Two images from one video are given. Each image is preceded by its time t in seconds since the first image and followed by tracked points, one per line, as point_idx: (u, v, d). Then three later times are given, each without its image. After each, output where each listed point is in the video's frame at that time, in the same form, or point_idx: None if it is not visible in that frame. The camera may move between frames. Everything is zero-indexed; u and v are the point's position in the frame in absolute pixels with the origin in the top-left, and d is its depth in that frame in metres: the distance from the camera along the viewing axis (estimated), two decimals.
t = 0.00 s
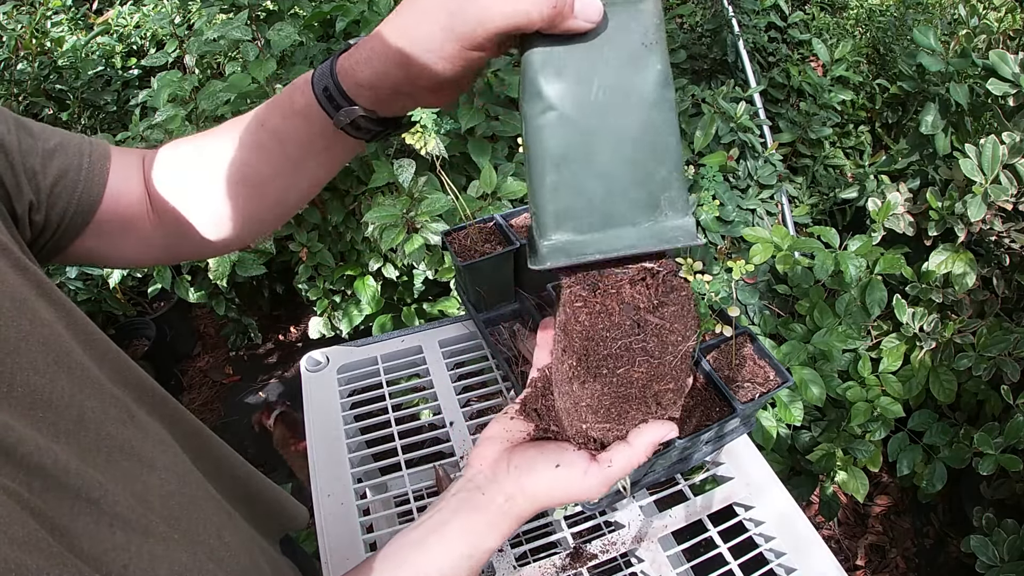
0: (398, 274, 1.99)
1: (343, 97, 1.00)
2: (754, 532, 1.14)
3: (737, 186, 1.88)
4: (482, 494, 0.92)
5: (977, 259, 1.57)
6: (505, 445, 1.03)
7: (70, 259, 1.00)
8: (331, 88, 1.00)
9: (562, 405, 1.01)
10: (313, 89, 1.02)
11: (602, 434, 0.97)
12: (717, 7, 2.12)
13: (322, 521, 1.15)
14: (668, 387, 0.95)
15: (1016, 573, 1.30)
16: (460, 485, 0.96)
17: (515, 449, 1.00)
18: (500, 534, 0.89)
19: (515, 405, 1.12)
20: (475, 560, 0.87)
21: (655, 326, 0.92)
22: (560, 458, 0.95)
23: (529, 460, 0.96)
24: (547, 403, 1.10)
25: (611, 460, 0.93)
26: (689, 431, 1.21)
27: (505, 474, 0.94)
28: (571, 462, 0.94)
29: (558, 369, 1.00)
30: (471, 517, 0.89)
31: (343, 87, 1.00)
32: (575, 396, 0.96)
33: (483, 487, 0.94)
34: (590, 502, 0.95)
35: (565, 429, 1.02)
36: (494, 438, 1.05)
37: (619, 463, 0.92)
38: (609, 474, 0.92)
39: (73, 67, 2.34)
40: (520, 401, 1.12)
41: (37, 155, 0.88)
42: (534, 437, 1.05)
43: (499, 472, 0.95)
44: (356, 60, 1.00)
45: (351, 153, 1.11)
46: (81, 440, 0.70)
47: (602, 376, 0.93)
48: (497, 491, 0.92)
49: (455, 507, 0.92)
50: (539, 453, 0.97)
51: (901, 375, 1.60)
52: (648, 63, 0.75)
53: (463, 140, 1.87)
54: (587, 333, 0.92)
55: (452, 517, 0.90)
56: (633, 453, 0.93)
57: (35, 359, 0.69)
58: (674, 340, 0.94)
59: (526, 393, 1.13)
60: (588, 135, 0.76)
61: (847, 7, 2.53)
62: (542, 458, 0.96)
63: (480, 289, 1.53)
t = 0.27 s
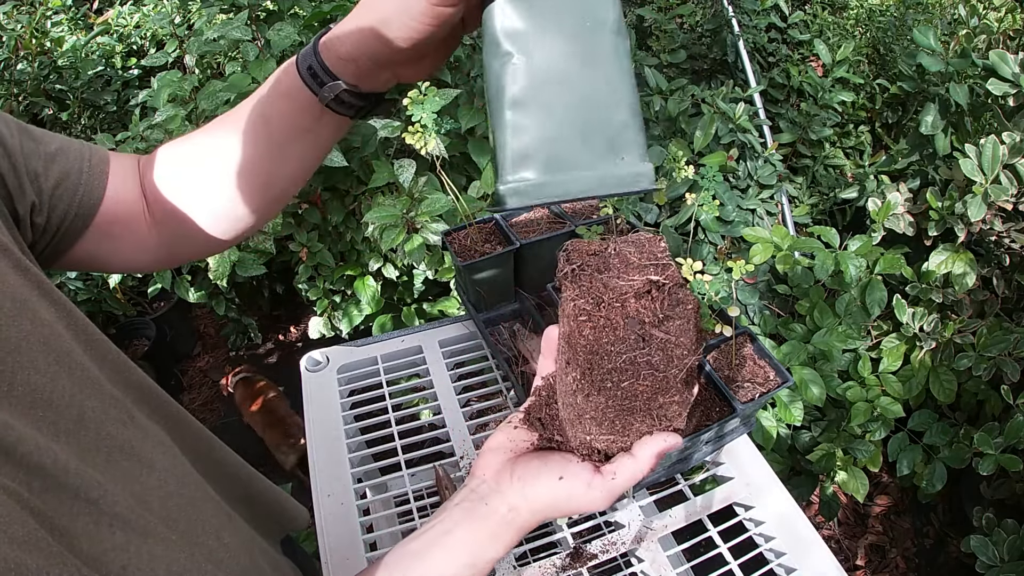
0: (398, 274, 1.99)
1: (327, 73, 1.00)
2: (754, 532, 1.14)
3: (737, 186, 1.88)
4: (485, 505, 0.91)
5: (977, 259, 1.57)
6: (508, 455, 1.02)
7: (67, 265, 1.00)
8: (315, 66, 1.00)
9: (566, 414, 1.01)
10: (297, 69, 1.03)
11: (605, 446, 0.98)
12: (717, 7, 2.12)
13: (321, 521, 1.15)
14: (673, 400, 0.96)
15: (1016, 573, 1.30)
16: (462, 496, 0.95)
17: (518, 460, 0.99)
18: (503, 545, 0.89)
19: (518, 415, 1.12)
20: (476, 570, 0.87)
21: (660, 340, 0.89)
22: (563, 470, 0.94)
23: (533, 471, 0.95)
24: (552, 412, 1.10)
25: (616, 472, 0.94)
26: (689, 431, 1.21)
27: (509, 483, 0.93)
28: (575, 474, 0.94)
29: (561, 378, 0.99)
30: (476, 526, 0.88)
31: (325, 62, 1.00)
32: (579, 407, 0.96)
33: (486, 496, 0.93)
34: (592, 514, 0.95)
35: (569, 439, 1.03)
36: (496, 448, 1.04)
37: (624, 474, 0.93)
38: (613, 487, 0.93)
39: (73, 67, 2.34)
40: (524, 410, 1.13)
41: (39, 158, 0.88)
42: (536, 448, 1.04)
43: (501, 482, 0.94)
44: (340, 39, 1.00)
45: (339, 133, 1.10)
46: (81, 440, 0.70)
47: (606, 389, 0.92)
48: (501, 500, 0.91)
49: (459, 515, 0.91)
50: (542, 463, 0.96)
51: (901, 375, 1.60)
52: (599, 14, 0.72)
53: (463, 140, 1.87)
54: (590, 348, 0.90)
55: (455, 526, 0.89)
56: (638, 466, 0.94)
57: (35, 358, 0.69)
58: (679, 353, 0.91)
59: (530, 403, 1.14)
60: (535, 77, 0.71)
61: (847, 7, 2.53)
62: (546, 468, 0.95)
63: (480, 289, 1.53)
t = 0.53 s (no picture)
0: (398, 274, 1.99)
1: (322, 95, 0.99)
2: (754, 532, 1.14)
3: (737, 186, 1.88)
4: (493, 523, 0.92)
5: (977, 259, 1.57)
6: (515, 472, 1.03)
7: (64, 271, 0.98)
8: (310, 87, 0.99)
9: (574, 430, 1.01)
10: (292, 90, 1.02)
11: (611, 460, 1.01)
12: (717, 7, 2.12)
13: (321, 521, 1.15)
14: (683, 421, 0.98)
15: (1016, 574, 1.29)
16: (469, 511, 0.95)
17: (526, 478, 1.01)
18: (512, 563, 0.91)
19: (525, 428, 1.12)
20: None
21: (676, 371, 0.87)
22: (572, 492, 0.97)
23: (542, 492, 0.97)
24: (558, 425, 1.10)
25: (627, 493, 0.97)
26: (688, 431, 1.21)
27: (518, 501, 0.95)
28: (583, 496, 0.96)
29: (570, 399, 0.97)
30: (484, 543, 0.89)
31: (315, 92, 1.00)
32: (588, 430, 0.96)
33: (495, 513, 0.94)
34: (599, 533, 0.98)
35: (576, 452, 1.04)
36: (503, 464, 1.05)
37: (631, 492, 0.97)
38: (623, 508, 0.96)
39: (73, 67, 2.34)
40: (530, 424, 1.13)
41: (43, 167, 0.89)
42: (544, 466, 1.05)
43: (509, 501, 0.95)
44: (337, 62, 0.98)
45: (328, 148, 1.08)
46: (82, 440, 0.70)
47: (618, 416, 0.91)
48: (510, 519, 0.93)
49: (466, 530, 0.91)
50: (551, 482, 0.99)
51: (901, 375, 1.60)
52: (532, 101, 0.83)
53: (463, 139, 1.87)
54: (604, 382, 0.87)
55: (462, 542, 0.89)
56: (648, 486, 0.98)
57: (38, 358, 0.69)
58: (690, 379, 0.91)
59: (537, 415, 1.14)
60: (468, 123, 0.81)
61: (847, 7, 2.53)
62: (555, 489, 0.97)
63: (480, 289, 1.53)
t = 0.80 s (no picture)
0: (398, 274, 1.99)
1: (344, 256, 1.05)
2: (754, 532, 1.14)
3: (737, 186, 1.88)
4: (514, 546, 0.92)
5: (977, 259, 1.57)
6: (533, 493, 1.02)
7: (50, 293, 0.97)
8: (338, 247, 1.05)
9: (591, 455, 1.01)
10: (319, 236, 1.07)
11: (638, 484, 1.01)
12: (717, 7, 2.12)
13: (321, 521, 1.15)
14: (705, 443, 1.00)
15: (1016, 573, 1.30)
16: (489, 531, 0.95)
17: (547, 500, 1.02)
18: None
19: (537, 445, 1.10)
20: None
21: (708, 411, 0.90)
22: (597, 515, 0.99)
23: (564, 517, 0.99)
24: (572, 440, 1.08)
25: (651, 514, 1.01)
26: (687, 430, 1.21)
27: (541, 526, 0.97)
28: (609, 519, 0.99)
29: (590, 430, 0.98)
30: (508, 567, 0.89)
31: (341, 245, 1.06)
32: (615, 460, 0.96)
33: (516, 536, 0.94)
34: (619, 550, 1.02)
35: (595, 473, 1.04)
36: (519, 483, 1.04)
37: (657, 512, 1.02)
38: (646, 528, 1.01)
39: (72, 67, 2.34)
40: (543, 440, 1.10)
41: (40, 192, 0.87)
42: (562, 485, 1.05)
43: (531, 525, 0.96)
44: (371, 245, 1.03)
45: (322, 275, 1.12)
46: (87, 434, 0.70)
47: (645, 449, 0.93)
48: (534, 544, 0.94)
49: (489, 552, 0.91)
50: (572, 505, 1.01)
51: (901, 375, 1.60)
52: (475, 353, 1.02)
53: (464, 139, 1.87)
54: (643, 423, 0.91)
55: (484, 563, 0.89)
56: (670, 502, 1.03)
57: (45, 351, 0.70)
58: (728, 416, 0.96)
59: (549, 430, 1.12)
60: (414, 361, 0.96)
61: (847, 7, 2.53)
62: (577, 513, 1.00)
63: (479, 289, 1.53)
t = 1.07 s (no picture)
0: (398, 274, 1.99)
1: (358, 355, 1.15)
2: (754, 532, 1.14)
3: (737, 186, 1.88)
4: (525, 550, 0.92)
5: (977, 259, 1.57)
6: (540, 496, 1.02)
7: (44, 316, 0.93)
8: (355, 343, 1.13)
9: (598, 459, 1.01)
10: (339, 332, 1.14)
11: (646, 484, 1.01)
12: (717, 7, 2.12)
13: (321, 522, 1.15)
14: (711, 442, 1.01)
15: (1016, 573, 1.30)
16: (497, 535, 0.94)
17: (555, 502, 1.02)
18: None
19: (542, 448, 1.09)
20: None
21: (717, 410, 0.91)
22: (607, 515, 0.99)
23: (574, 518, 0.99)
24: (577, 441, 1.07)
25: (659, 508, 1.02)
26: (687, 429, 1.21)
27: (551, 529, 0.97)
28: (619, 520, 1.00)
29: (596, 436, 0.98)
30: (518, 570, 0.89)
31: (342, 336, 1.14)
32: (625, 466, 0.96)
33: (525, 540, 0.94)
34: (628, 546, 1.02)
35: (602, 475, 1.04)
36: (525, 486, 1.04)
37: (666, 508, 1.02)
38: (657, 524, 1.01)
39: (72, 67, 2.34)
40: (548, 443, 1.09)
41: (42, 209, 0.83)
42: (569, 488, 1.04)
43: (542, 528, 0.96)
44: (381, 347, 1.14)
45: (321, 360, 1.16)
46: (89, 428, 0.71)
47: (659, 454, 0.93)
48: (544, 549, 0.94)
49: (498, 554, 0.91)
50: (582, 506, 1.01)
51: (901, 375, 1.60)
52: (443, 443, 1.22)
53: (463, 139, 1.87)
54: (653, 429, 0.91)
55: (494, 564, 0.89)
56: (677, 497, 1.03)
57: (49, 344, 0.69)
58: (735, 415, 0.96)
59: (550, 433, 1.11)
60: (400, 452, 1.16)
61: (847, 7, 2.53)
62: (587, 513, 1.00)
63: (479, 290, 1.53)
